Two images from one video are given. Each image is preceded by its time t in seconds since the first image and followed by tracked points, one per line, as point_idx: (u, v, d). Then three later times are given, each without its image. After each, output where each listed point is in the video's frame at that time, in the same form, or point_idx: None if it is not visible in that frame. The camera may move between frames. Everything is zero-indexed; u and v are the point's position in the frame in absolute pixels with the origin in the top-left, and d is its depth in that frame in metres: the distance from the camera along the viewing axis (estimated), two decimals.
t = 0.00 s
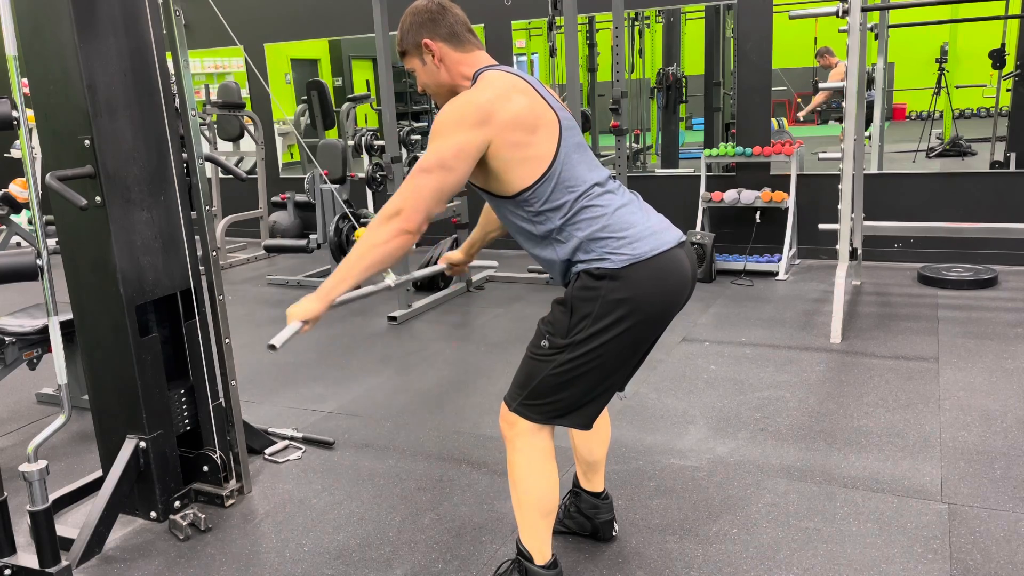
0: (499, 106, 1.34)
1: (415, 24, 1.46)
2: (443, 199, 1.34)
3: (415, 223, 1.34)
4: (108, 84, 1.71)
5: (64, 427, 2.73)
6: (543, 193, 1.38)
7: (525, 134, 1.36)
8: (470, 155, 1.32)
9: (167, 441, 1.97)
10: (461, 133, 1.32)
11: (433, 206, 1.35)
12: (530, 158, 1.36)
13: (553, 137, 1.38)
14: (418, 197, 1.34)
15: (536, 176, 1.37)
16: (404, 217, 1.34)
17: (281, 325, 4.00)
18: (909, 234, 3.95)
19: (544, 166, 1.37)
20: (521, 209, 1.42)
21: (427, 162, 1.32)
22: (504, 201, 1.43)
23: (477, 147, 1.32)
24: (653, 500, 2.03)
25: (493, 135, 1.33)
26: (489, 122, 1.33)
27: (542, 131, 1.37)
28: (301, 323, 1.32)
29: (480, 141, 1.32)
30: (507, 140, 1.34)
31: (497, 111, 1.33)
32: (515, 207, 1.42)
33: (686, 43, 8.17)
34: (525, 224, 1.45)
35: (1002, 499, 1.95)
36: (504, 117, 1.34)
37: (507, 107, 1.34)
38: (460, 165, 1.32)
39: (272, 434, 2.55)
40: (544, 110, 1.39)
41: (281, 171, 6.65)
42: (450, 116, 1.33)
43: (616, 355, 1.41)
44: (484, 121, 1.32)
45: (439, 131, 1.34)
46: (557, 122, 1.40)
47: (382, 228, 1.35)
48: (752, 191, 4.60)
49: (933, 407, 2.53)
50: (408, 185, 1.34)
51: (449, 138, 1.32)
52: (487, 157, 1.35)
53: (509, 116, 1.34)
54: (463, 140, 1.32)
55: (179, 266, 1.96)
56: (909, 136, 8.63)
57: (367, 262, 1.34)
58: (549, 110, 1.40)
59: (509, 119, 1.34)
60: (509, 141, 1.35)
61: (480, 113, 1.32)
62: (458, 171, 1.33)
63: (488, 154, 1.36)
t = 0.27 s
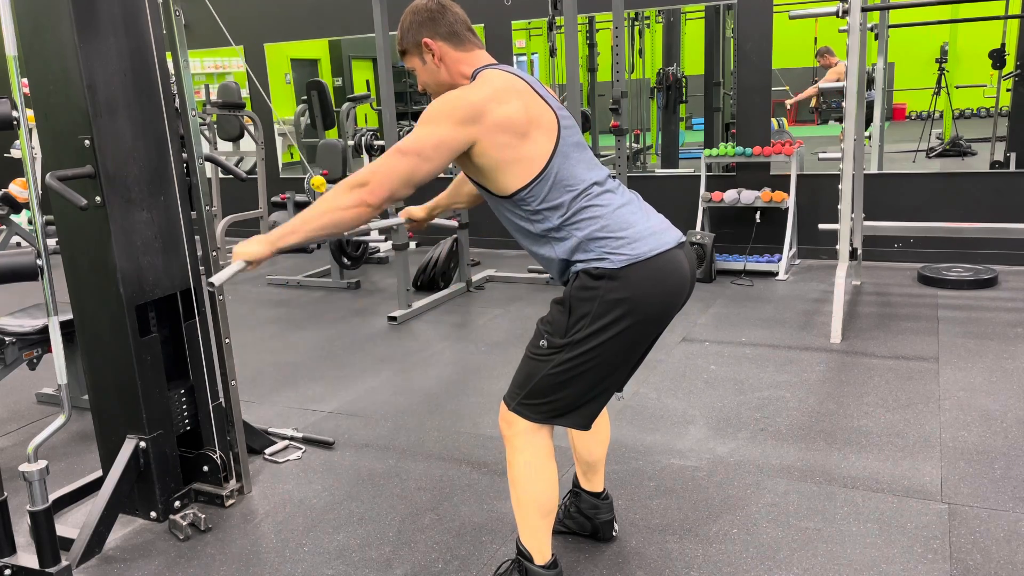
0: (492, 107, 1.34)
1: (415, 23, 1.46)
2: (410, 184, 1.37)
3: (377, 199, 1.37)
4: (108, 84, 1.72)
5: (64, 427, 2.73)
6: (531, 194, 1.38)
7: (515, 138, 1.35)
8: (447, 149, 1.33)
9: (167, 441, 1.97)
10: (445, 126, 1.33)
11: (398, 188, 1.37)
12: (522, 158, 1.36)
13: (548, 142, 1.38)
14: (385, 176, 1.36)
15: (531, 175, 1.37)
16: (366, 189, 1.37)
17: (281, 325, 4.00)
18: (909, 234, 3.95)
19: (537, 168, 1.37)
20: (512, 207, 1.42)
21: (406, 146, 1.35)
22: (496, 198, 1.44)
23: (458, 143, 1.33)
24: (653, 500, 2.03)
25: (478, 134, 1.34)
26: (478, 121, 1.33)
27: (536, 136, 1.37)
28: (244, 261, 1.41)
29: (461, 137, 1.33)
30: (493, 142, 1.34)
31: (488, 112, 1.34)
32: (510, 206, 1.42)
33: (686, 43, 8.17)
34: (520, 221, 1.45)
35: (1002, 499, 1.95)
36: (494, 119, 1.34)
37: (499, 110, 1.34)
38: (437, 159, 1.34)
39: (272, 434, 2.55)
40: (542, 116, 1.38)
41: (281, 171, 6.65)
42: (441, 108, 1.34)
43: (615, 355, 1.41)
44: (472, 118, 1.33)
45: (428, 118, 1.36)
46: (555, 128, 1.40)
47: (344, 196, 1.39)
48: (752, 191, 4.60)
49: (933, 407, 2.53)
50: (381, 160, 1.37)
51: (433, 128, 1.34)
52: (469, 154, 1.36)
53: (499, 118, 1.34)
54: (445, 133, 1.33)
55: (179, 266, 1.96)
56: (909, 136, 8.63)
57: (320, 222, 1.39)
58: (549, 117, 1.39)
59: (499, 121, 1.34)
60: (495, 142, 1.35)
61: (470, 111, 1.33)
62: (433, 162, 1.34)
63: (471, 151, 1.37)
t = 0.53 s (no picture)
0: (489, 106, 1.34)
1: (415, 25, 1.45)
2: (391, 165, 1.37)
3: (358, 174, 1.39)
4: (108, 84, 1.72)
5: (63, 427, 2.73)
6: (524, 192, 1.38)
7: (509, 139, 1.35)
8: (436, 140, 1.33)
9: (167, 441, 1.97)
10: (438, 117, 1.33)
11: (379, 167, 1.38)
12: (518, 157, 1.37)
13: (545, 145, 1.38)
14: (370, 154, 1.37)
15: (530, 174, 1.37)
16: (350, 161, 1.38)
17: (281, 325, 4.00)
18: (910, 234, 3.95)
19: (535, 168, 1.37)
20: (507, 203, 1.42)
21: (396, 128, 1.35)
22: (493, 195, 1.44)
23: (448, 136, 1.33)
24: (653, 500, 2.03)
25: (471, 131, 1.34)
26: (473, 118, 1.34)
27: (532, 139, 1.37)
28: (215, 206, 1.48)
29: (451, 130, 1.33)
30: (486, 140, 1.34)
31: (484, 110, 1.34)
32: (508, 203, 1.42)
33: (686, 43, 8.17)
34: (517, 218, 1.45)
35: (1002, 499, 1.95)
36: (489, 118, 1.34)
37: (497, 110, 1.34)
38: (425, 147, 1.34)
39: (272, 434, 2.55)
40: (540, 119, 1.38)
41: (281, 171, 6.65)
42: (438, 99, 1.34)
43: (616, 355, 1.42)
44: (467, 114, 1.33)
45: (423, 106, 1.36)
46: (554, 131, 1.39)
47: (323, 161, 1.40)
48: (752, 191, 4.60)
49: (933, 407, 2.53)
50: (369, 137, 1.37)
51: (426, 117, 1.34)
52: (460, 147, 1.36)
53: (495, 118, 1.34)
54: (437, 124, 1.33)
55: (179, 266, 1.96)
56: (910, 136, 8.63)
57: (299, 183, 1.42)
58: (547, 120, 1.39)
59: (494, 121, 1.34)
60: (487, 140, 1.35)
61: (466, 106, 1.33)
62: (419, 150, 1.35)
63: (462, 146, 1.37)
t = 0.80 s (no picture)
0: (485, 109, 1.34)
1: (412, 35, 1.46)
2: (380, 157, 1.37)
3: (345, 158, 1.39)
4: (108, 84, 1.71)
5: (63, 427, 2.73)
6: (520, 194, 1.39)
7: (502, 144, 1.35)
8: (427, 138, 1.34)
9: (167, 441, 1.97)
10: (431, 117, 1.34)
11: (368, 158, 1.38)
12: (513, 161, 1.37)
13: (541, 149, 1.38)
14: (359, 143, 1.37)
15: (530, 177, 1.37)
16: (339, 147, 1.38)
17: (281, 325, 4.00)
18: (910, 234, 3.95)
19: (533, 172, 1.37)
20: (504, 204, 1.42)
21: (389, 122, 1.35)
22: (492, 198, 1.44)
23: (441, 136, 1.34)
24: (653, 500, 2.03)
25: (465, 133, 1.35)
26: (468, 121, 1.34)
27: (528, 143, 1.37)
28: (201, 175, 1.47)
29: (442, 130, 1.34)
30: (479, 142, 1.35)
31: (479, 113, 1.34)
32: (507, 205, 1.42)
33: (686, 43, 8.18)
34: (516, 218, 1.45)
35: (1002, 499, 1.95)
36: (483, 121, 1.34)
37: (492, 114, 1.34)
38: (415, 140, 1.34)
39: (272, 434, 2.55)
40: (537, 124, 1.38)
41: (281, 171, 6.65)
42: (433, 99, 1.35)
43: (621, 356, 1.41)
44: (461, 116, 1.34)
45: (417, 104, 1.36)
46: (551, 135, 1.39)
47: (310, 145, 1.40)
48: (752, 191, 4.60)
49: (933, 407, 2.53)
50: (361, 127, 1.37)
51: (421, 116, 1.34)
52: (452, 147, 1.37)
53: (490, 122, 1.34)
54: (431, 124, 1.34)
55: (179, 266, 1.96)
56: (910, 135, 8.63)
57: (285, 163, 1.42)
58: (544, 126, 1.39)
59: (488, 125, 1.34)
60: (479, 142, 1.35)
61: (461, 109, 1.34)
62: (410, 146, 1.35)
63: (454, 146, 1.37)
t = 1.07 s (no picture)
0: (483, 110, 1.34)
1: (412, 39, 1.47)
2: (374, 145, 1.34)
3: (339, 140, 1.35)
4: (108, 84, 1.71)
5: (63, 427, 2.72)
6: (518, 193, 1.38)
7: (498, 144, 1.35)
8: (425, 132, 1.32)
9: (167, 441, 1.97)
10: (429, 111, 1.32)
11: (362, 144, 1.35)
12: (512, 160, 1.37)
13: (539, 150, 1.38)
14: (356, 129, 1.33)
15: (530, 179, 1.38)
16: (334, 129, 1.34)
17: (281, 325, 4.00)
18: (910, 234, 3.95)
19: (532, 173, 1.37)
20: (503, 205, 1.42)
21: (388, 112, 1.33)
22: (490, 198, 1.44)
23: (439, 130, 1.32)
24: (653, 500, 2.03)
25: (462, 131, 1.34)
26: (466, 119, 1.33)
27: (526, 145, 1.37)
28: (191, 141, 1.43)
29: (437, 124, 1.32)
30: (475, 141, 1.34)
31: (479, 112, 1.34)
32: (507, 206, 1.42)
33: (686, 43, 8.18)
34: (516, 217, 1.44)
35: (1002, 499, 1.95)
36: (482, 121, 1.34)
37: (490, 114, 1.34)
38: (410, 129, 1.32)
39: (272, 434, 2.55)
40: (536, 126, 1.38)
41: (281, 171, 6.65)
42: (433, 94, 1.34)
43: (624, 357, 1.41)
44: (460, 113, 1.33)
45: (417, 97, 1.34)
46: (550, 138, 1.39)
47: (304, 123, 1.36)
48: (752, 191, 4.60)
49: (933, 407, 2.53)
50: (358, 112, 1.34)
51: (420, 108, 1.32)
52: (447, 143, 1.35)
53: (488, 122, 1.34)
54: (430, 118, 1.32)
55: (179, 266, 1.96)
56: (909, 135, 8.63)
57: (278, 138, 1.38)
58: (544, 128, 1.38)
59: (485, 125, 1.34)
60: (475, 140, 1.34)
61: (461, 106, 1.33)
62: (407, 137, 1.32)
63: (451, 143, 1.36)
